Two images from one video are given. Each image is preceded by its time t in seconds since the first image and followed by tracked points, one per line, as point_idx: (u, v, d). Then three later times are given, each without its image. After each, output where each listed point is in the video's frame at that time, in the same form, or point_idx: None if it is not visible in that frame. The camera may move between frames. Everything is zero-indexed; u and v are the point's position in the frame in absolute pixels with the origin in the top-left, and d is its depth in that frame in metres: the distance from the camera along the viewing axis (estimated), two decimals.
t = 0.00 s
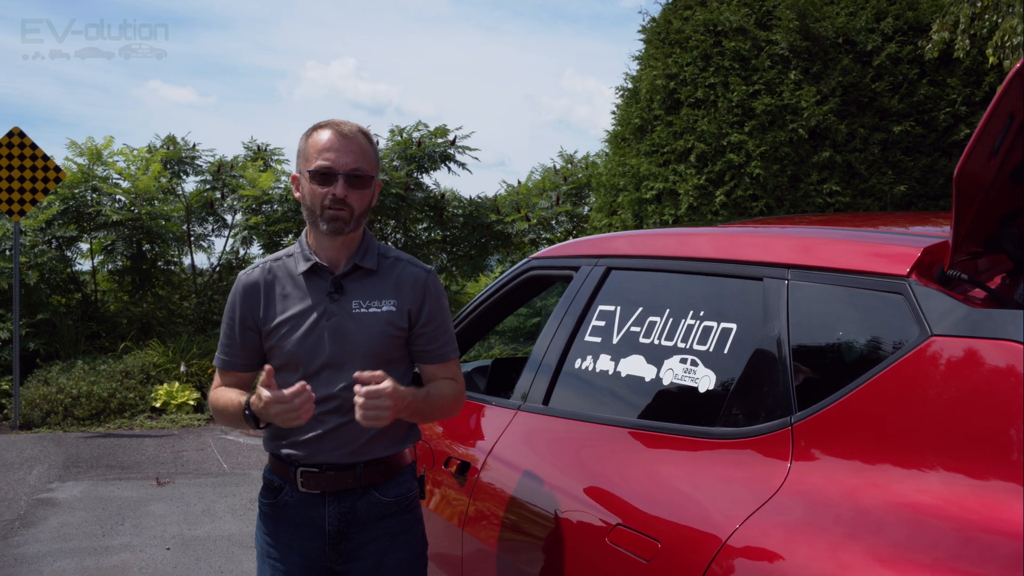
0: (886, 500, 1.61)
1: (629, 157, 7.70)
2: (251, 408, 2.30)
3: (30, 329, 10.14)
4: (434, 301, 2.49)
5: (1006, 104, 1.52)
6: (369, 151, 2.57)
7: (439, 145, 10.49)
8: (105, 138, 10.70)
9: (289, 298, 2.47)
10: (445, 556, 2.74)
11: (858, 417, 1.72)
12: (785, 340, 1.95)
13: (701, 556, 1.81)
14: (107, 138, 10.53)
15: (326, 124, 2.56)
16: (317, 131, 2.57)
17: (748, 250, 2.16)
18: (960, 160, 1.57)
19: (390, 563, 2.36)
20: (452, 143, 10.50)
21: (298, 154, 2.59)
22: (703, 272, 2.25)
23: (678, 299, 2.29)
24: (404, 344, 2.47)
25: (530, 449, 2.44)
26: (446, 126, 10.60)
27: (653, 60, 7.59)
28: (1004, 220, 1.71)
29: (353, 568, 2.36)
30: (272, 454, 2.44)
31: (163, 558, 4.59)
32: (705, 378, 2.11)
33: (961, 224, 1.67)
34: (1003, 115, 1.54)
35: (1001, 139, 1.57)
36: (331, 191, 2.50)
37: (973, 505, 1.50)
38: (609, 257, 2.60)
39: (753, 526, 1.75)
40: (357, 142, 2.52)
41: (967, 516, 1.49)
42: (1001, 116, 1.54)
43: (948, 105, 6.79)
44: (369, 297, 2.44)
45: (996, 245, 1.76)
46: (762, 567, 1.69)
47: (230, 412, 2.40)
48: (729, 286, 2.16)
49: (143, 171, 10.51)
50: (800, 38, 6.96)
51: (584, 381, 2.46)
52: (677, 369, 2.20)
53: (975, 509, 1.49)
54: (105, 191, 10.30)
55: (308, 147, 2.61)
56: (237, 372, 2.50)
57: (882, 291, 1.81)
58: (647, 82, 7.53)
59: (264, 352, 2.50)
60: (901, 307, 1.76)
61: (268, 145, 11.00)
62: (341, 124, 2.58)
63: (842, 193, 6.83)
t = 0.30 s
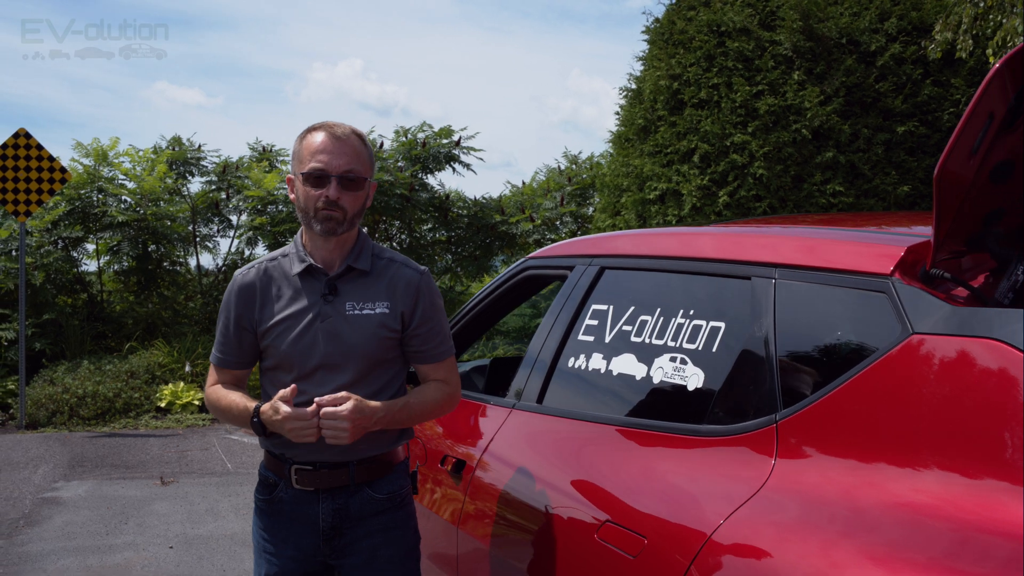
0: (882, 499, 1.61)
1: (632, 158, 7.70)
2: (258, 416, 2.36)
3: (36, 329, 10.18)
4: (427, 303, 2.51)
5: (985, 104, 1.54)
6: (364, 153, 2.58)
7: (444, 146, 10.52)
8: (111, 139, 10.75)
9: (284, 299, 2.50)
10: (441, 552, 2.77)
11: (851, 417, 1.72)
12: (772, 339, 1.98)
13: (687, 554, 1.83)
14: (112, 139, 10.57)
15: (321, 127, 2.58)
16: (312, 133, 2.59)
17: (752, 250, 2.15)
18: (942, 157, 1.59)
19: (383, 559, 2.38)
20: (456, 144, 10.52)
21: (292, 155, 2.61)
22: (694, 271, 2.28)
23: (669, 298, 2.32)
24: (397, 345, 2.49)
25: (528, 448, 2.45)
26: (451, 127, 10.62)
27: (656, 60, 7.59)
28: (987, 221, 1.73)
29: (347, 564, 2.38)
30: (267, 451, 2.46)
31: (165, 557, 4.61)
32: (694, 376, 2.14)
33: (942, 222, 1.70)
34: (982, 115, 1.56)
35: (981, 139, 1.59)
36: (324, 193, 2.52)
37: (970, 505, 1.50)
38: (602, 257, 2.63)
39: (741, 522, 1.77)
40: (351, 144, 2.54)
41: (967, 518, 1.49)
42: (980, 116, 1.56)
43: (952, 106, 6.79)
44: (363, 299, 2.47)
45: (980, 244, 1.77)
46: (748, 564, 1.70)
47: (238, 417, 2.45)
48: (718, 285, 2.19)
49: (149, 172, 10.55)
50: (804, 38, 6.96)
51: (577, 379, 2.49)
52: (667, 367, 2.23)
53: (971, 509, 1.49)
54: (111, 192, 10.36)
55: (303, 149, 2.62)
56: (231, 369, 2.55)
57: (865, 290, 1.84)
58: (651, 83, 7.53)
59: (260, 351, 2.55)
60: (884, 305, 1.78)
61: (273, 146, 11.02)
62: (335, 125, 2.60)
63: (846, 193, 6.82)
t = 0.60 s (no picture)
0: (881, 494, 1.60)
1: (637, 157, 7.70)
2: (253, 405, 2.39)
3: (44, 327, 10.24)
4: (422, 296, 2.53)
5: (966, 97, 1.59)
6: (358, 148, 2.61)
7: (450, 145, 10.54)
8: (118, 139, 10.81)
9: (280, 292, 2.53)
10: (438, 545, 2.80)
11: (847, 412, 1.73)
12: (760, 332, 2.01)
13: (678, 546, 1.84)
14: (120, 138, 10.63)
15: (316, 124, 2.61)
16: (307, 130, 2.62)
17: (757, 245, 2.14)
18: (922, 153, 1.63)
19: (376, 552, 2.40)
20: (462, 143, 10.54)
21: (288, 152, 2.64)
22: (687, 266, 2.31)
23: (661, 293, 2.35)
24: (392, 338, 2.52)
25: (527, 443, 2.45)
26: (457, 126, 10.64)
27: (661, 59, 7.59)
28: (970, 213, 1.78)
29: (340, 556, 2.41)
30: (262, 444, 2.50)
31: (170, 553, 4.64)
32: (685, 369, 2.17)
33: (927, 217, 1.74)
34: (963, 110, 1.60)
35: (963, 133, 1.63)
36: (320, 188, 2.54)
37: (969, 499, 1.49)
38: (597, 252, 2.68)
39: (731, 515, 1.78)
40: (345, 139, 2.57)
41: (966, 512, 1.48)
42: (961, 110, 1.60)
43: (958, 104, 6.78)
44: (358, 292, 2.50)
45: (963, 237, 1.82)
46: (737, 555, 1.71)
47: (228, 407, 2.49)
48: (709, 279, 2.22)
49: (156, 171, 10.60)
50: (809, 36, 6.95)
51: (571, 374, 2.52)
52: (658, 361, 2.26)
53: (970, 502, 1.48)
54: (118, 191, 10.40)
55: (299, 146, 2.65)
56: (227, 361, 2.58)
57: (851, 283, 1.86)
58: (655, 81, 7.53)
59: (256, 343, 2.57)
60: (870, 298, 1.81)
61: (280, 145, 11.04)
62: (329, 122, 2.63)
63: (851, 192, 6.81)
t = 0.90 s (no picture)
0: (877, 490, 1.60)
1: (641, 156, 7.69)
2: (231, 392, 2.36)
3: (50, 326, 10.29)
4: (416, 292, 2.57)
5: (948, 92, 1.61)
6: (355, 146, 2.65)
7: (456, 144, 10.55)
8: (125, 138, 10.86)
9: (275, 286, 2.56)
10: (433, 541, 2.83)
11: (843, 409, 1.73)
12: (747, 328, 2.04)
13: (668, 542, 1.85)
14: (126, 137, 10.67)
15: (315, 121, 2.66)
16: (306, 127, 2.66)
17: (761, 241, 2.13)
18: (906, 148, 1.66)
19: (367, 547, 2.44)
20: (468, 142, 10.56)
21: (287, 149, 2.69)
22: (679, 262, 2.33)
23: (653, 289, 2.38)
24: (385, 333, 2.55)
25: (525, 439, 2.46)
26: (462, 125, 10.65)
27: (666, 58, 7.58)
28: (954, 209, 1.80)
29: (333, 552, 2.46)
30: (255, 439, 2.54)
31: (172, 549, 4.67)
32: (674, 365, 2.20)
33: (911, 211, 1.76)
34: (945, 105, 1.63)
35: (945, 127, 1.66)
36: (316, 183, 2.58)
37: (966, 495, 1.48)
38: (591, 249, 2.71)
39: (721, 511, 1.79)
40: (343, 136, 2.61)
41: (964, 509, 1.47)
42: (944, 105, 1.63)
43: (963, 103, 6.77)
44: (352, 287, 2.53)
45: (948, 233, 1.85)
46: (724, 548, 1.73)
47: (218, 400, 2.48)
48: (700, 276, 2.25)
49: (162, 171, 10.64)
50: (813, 35, 6.94)
51: (566, 370, 2.55)
52: (649, 357, 2.29)
53: (968, 499, 1.47)
54: (124, 190, 10.44)
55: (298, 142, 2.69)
56: (222, 356, 2.60)
57: (837, 278, 1.89)
58: (660, 80, 7.52)
59: (249, 338, 2.59)
60: (854, 294, 1.83)
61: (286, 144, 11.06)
62: (328, 119, 2.67)
63: (855, 191, 6.79)
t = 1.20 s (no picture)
0: (880, 490, 1.59)
1: (648, 155, 7.68)
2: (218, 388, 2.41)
3: (58, 325, 10.34)
4: (415, 292, 2.58)
5: (938, 89, 1.62)
6: (355, 145, 2.67)
7: (463, 143, 10.57)
8: (133, 138, 10.91)
9: (275, 283, 2.58)
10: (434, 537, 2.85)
11: (842, 408, 1.73)
12: (742, 326, 2.06)
13: (667, 541, 1.85)
14: (134, 137, 10.72)
15: (315, 120, 2.67)
16: (306, 126, 2.68)
17: (766, 240, 2.12)
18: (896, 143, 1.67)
19: (366, 544, 2.46)
20: (475, 141, 10.57)
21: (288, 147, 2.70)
22: (678, 260, 2.35)
23: (650, 287, 2.40)
24: (385, 332, 2.56)
25: (527, 437, 2.47)
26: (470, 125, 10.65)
27: (672, 57, 7.57)
28: (947, 205, 1.81)
29: (331, 549, 2.47)
30: (253, 437, 2.56)
31: (178, 547, 4.70)
32: (670, 362, 2.22)
33: (902, 208, 1.78)
34: (935, 102, 1.64)
35: (936, 124, 1.66)
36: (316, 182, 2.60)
37: (967, 494, 1.48)
38: (591, 247, 2.74)
39: (718, 508, 1.79)
40: (342, 135, 2.62)
41: (967, 510, 1.46)
42: (933, 102, 1.64)
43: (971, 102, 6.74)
44: (352, 285, 2.54)
45: (940, 231, 1.86)
46: (721, 546, 1.73)
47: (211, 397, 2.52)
48: (697, 274, 2.27)
49: (169, 170, 10.68)
50: (820, 34, 6.92)
51: (565, 367, 2.57)
52: (646, 354, 2.31)
53: (970, 499, 1.47)
54: (132, 189, 10.49)
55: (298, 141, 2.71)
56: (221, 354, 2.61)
57: (831, 275, 1.90)
58: (666, 79, 7.52)
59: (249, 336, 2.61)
60: (847, 291, 1.85)
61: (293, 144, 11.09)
62: (328, 118, 2.68)
63: (863, 190, 6.75)
